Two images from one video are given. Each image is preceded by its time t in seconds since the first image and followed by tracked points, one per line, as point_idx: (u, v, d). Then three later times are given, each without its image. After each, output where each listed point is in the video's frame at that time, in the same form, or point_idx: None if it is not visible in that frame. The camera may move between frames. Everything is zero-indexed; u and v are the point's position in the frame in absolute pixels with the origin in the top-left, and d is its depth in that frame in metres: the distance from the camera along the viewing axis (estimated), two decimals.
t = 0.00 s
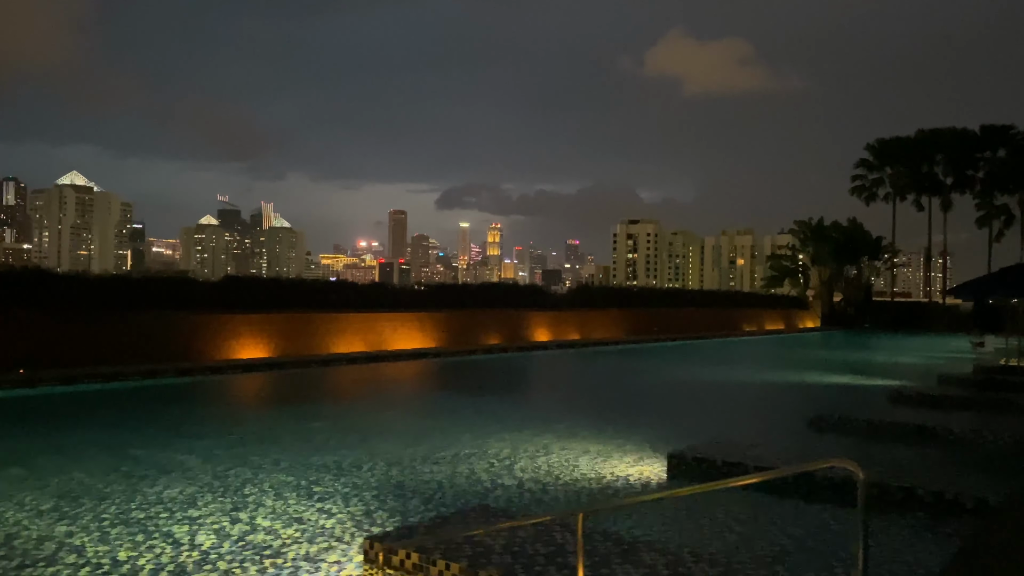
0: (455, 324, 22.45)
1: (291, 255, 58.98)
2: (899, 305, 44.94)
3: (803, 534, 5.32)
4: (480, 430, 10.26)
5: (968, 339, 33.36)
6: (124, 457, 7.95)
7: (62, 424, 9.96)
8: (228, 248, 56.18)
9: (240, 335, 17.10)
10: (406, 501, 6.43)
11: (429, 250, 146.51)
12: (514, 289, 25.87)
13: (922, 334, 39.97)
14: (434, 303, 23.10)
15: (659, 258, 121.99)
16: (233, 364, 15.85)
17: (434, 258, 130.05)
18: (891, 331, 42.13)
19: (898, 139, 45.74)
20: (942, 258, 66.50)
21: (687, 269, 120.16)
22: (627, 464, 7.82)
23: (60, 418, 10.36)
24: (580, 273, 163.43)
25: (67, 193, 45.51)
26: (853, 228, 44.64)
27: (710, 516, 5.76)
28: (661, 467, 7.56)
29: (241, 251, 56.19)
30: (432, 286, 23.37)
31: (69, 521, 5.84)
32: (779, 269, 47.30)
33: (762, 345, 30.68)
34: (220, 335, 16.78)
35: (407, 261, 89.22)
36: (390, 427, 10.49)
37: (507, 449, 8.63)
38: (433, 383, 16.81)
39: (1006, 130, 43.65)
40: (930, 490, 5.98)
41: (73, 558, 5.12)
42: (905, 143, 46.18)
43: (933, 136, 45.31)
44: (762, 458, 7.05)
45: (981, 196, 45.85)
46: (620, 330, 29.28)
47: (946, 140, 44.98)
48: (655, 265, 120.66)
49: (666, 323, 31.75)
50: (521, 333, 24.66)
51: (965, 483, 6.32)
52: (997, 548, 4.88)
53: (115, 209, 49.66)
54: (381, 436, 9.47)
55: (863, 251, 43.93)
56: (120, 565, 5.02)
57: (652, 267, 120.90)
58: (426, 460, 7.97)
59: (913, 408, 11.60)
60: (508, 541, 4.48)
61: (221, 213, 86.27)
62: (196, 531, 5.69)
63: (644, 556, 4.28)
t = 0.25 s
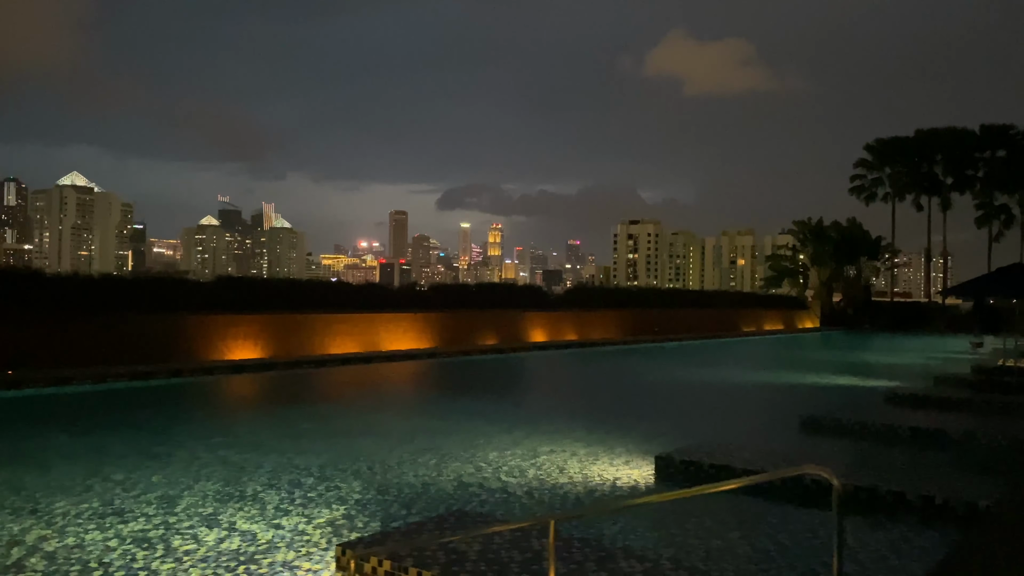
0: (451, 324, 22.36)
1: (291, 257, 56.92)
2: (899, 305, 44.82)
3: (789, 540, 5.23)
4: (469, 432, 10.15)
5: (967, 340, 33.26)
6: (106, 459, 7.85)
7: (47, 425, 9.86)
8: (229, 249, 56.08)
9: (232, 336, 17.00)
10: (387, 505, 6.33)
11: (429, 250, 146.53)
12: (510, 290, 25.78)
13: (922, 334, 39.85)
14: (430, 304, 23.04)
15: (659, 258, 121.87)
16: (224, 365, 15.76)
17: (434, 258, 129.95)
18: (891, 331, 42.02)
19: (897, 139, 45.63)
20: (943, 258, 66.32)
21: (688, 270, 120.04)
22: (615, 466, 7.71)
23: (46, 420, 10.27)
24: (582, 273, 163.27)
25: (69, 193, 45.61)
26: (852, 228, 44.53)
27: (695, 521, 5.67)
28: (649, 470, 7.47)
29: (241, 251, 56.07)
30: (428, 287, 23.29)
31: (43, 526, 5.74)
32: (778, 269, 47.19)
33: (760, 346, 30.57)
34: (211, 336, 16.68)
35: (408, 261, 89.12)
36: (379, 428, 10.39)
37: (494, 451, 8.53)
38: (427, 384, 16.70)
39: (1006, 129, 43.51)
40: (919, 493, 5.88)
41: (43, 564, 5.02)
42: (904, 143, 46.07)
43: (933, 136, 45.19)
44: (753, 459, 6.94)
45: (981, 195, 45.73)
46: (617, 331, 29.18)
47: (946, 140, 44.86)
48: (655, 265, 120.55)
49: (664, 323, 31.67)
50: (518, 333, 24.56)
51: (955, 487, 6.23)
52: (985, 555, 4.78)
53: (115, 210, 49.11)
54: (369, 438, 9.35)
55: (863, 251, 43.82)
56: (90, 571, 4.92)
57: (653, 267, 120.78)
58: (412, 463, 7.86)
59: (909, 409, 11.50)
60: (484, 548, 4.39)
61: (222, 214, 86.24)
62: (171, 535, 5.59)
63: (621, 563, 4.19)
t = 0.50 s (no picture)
0: (446, 326, 22.25)
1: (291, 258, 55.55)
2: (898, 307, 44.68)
3: (773, 549, 5.12)
4: (458, 436, 10.02)
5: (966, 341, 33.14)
6: (87, 464, 7.73)
7: (31, 430, 9.75)
8: (229, 249, 56.01)
9: (224, 338, 16.89)
10: (369, 512, 6.22)
11: (429, 251, 146.44)
12: (506, 291, 25.66)
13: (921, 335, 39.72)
14: (425, 306, 22.92)
15: (660, 259, 121.72)
16: (216, 368, 15.65)
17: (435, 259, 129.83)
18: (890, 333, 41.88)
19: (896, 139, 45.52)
20: (943, 259, 66.13)
21: (688, 271, 119.90)
22: (603, 473, 7.59)
23: (31, 424, 10.16)
24: (582, 275, 163.09)
25: (69, 194, 45.59)
26: (851, 229, 44.41)
27: (679, 529, 5.56)
28: (636, 476, 7.35)
29: (242, 252, 55.89)
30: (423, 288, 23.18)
31: (16, 534, 5.63)
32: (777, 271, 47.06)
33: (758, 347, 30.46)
34: (204, 338, 16.57)
35: (408, 262, 88.96)
36: (368, 432, 10.28)
37: (482, 456, 8.41)
38: (421, 387, 16.59)
39: (1005, 130, 43.38)
40: (908, 500, 5.76)
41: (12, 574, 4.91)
42: (904, 143, 45.96)
43: (932, 137, 45.09)
44: (741, 464, 6.82)
45: (980, 196, 45.60)
46: (614, 332, 29.07)
47: (945, 141, 44.75)
48: (655, 266, 120.39)
49: (662, 325, 31.55)
50: (513, 335, 24.44)
51: (946, 493, 6.11)
52: (974, 565, 4.66)
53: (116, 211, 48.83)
54: (356, 443, 9.22)
55: (862, 252, 43.69)
56: None
57: (653, 268, 120.62)
58: (398, 468, 7.75)
59: (904, 412, 11.40)
60: (458, 560, 4.29)
61: (222, 215, 86.20)
62: (146, 544, 5.48)
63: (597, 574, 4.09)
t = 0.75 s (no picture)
0: (441, 327, 22.12)
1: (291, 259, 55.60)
2: (898, 308, 44.55)
3: (759, 555, 5.02)
4: (448, 439, 9.90)
5: (965, 343, 33.00)
6: (67, 469, 7.60)
7: (15, 432, 9.63)
8: (229, 251, 55.99)
9: (216, 340, 16.78)
10: (349, 517, 6.10)
11: (430, 252, 146.36)
12: (502, 293, 25.56)
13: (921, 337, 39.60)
14: (419, 306, 22.80)
15: (660, 261, 121.60)
16: (208, 370, 15.54)
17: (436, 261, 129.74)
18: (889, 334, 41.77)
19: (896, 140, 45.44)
20: (943, 260, 65.98)
21: (689, 272, 119.79)
22: (591, 476, 7.49)
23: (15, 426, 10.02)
24: (582, 276, 162.82)
25: (68, 196, 45.69)
26: (850, 230, 44.29)
27: (665, 535, 5.46)
28: (624, 480, 7.24)
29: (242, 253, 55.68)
30: (418, 289, 23.07)
31: None
32: (775, 272, 46.94)
33: (757, 348, 30.34)
34: (196, 340, 16.46)
35: (409, 265, 88.88)
36: (355, 435, 10.15)
37: (469, 459, 8.30)
38: (415, 388, 16.49)
39: (1005, 130, 43.29)
40: (898, 505, 5.66)
41: None
42: (903, 144, 45.88)
43: (931, 137, 45.01)
44: (730, 468, 6.71)
45: (980, 197, 45.49)
46: (612, 333, 28.95)
47: (945, 141, 44.66)
48: (656, 267, 120.30)
49: (659, 326, 31.45)
50: (509, 336, 24.33)
51: (937, 497, 6.00)
52: (964, 570, 4.56)
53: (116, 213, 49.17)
54: (344, 446, 9.11)
55: (861, 253, 43.57)
56: None
57: (654, 270, 120.50)
58: (383, 472, 7.63)
59: (899, 414, 11.29)
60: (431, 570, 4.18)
61: (223, 217, 86.13)
62: (120, 550, 5.36)
63: None
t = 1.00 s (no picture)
0: (435, 330, 22.00)
1: (292, 261, 55.57)
2: (896, 310, 44.41)
3: (743, 567, 4.90)
4: (436, 444, 9.78)
5: (963, 346, 32.86)
6: (46, 476, 7.47)
7: None
8: (229, 252, 55.83)
9: (207, 343, 16.67)
10: (329, 527, 5.98)
11: (430, 253, 146.17)
12: (498, 295, 25.45)
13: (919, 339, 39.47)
14: (414, 309, 22.68)
15: (660, 263, 121.46)
16: (199, 373, 15.42)
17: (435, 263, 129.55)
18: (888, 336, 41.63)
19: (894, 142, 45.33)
20: (943, 262, 65.87)
21: (689, 274, 119.63)
22: (578, 483, 7.36)
23: None
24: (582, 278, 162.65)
25: (68, 198, 45.41)
26: (849, 232, 44.17)
27: (649, 546, 5.34)
28: (611, 488, 7.12)
29: (242, 255, 55.50)
30: (412, 292, 22.95)
31: None
32: (774, 274, 46.80)
33: (754, 351, 30.22)
34: (187, 343, 16.34)
35: (409, 266, 88.72)
36: (342, 440, 10.02)
37: (456, 466, 8.17)
38: (408, 391, 16.37)
39: (1004, 132, 43.17)
40: (888, 514, 5.54)
41: None
42: (902, 146, 45.77)
43: (930, 139, 44.90)
44: (717, 475, 6.59)
45: (979, 199, 45.36)
46: (608, 336, 28.82)
47: (943, 143, 44.55)
48: (655, 269, 120.21)
49: (656, 328, 31.32)
50: (505, 339, 24.21)
51: (928, 505, 5.88)
52: None
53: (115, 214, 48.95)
54: (330, 451, 8.98)
55: (859, 255, 43.44)
56: None
57: (653, 272, 120.35)
58: (367, 479, 7.50)
59: (895, 419, 11.16)
60: None
61: (223, 219, 86.01)
62: (92, 562, 5.24)
63: None
